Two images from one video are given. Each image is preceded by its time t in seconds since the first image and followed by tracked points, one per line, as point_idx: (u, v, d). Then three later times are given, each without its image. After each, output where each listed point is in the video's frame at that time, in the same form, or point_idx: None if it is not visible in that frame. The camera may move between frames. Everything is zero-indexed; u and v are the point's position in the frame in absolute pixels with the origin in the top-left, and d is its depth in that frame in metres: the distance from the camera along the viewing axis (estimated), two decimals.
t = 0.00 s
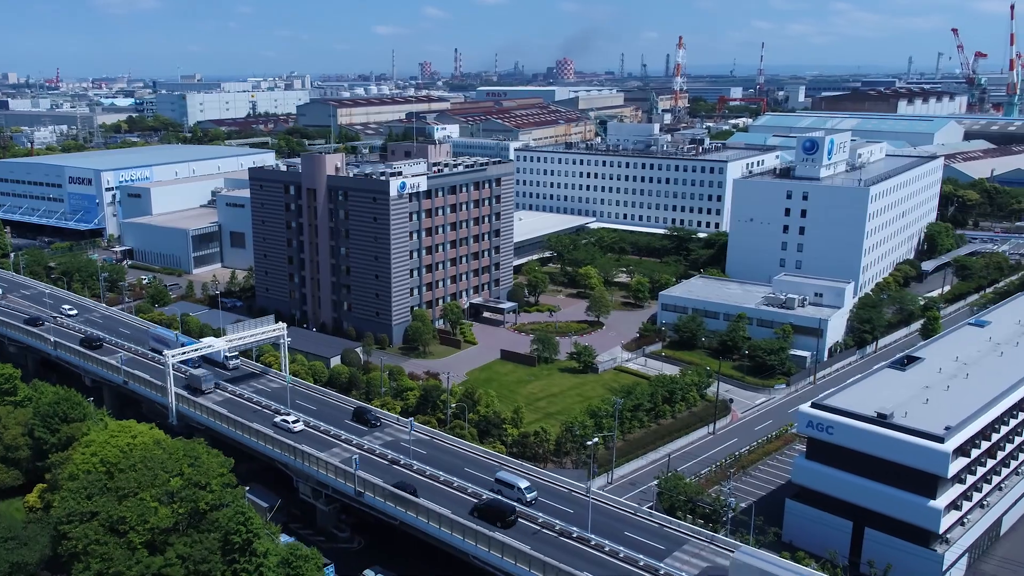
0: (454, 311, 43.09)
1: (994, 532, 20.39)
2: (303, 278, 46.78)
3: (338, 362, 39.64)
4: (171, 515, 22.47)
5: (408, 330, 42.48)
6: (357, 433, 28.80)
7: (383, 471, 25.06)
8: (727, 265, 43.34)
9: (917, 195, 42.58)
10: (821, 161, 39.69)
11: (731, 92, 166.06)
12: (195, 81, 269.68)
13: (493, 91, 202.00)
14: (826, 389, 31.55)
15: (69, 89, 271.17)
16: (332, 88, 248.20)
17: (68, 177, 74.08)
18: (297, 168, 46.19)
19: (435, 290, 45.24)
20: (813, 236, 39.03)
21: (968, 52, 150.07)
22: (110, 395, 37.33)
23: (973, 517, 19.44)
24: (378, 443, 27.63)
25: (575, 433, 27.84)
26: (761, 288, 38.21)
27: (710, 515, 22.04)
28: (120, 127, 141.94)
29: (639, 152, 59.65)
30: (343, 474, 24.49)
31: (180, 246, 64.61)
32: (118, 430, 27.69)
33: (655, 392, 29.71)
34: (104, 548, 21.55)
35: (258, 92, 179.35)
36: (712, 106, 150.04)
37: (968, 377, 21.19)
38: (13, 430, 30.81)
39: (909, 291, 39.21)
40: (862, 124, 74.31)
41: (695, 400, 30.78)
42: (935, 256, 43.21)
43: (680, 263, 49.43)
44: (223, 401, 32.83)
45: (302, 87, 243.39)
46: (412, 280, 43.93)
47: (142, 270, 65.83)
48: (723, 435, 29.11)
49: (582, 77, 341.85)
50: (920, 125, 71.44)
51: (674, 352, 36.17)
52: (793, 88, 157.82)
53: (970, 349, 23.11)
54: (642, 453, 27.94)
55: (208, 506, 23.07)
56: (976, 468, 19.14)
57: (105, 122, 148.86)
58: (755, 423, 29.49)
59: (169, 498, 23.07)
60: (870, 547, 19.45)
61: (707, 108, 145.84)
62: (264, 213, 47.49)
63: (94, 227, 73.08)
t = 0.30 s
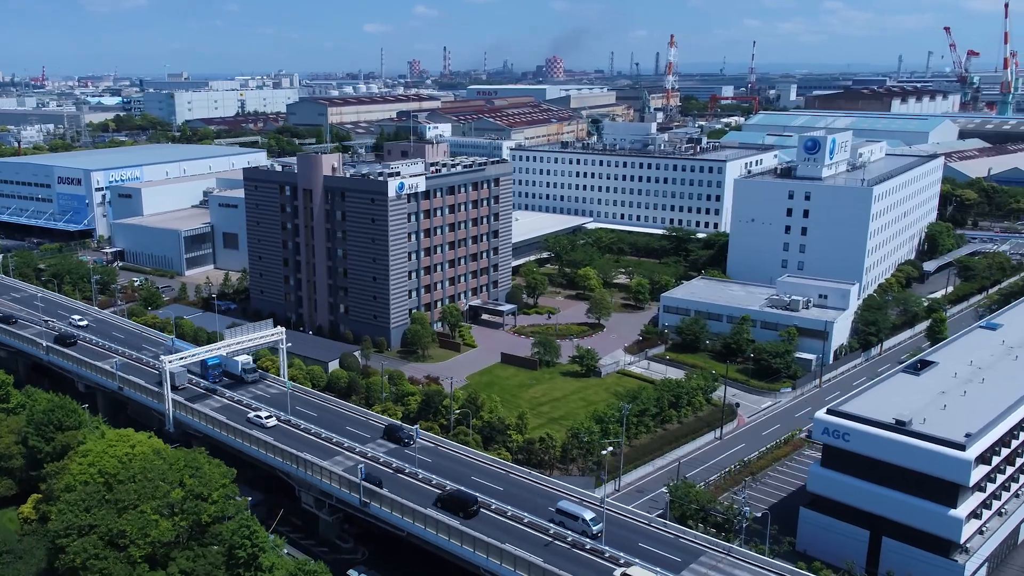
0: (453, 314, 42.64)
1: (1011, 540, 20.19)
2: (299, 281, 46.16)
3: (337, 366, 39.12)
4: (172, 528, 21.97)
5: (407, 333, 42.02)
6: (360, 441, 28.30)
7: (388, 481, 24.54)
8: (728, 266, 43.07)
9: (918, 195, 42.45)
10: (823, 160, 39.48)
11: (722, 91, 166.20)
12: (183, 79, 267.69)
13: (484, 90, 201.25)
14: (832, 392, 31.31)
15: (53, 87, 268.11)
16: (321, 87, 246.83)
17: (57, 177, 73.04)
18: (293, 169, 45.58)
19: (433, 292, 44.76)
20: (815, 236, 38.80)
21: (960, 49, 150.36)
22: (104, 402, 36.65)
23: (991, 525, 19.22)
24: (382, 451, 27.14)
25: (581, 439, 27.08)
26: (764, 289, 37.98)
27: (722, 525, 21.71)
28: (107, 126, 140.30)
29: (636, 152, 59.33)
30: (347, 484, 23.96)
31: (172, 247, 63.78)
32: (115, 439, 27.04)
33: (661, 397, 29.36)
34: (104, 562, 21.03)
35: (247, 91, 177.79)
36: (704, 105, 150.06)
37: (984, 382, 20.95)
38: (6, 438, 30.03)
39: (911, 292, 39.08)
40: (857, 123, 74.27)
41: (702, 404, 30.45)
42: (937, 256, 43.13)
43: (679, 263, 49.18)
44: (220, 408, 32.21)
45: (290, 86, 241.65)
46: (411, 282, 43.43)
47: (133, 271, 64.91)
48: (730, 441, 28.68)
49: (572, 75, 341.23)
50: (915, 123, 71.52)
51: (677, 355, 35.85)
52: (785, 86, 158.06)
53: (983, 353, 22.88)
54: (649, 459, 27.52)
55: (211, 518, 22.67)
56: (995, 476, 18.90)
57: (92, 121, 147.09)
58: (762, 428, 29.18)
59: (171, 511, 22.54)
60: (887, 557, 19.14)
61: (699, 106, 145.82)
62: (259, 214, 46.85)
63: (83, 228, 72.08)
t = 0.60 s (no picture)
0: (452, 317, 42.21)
1: None
2: (294, 283, 45.56)
3: (335, 371, 38.58)
4: (173, 542, 21.45)
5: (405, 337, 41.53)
6: (364, 449, 27.81)
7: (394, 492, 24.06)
8: (728, 267, 42.82)
9: (919, 196, 42.33)
10: (824, 160, 39.31)
11: (714, 90, 166.24)
12: (170, 79, 265.72)
13: (474, 89, 200.59)
14: (838, 396, 31.12)
15: (38, 86, 265.31)
16: (310, 86, 245.45)
17: (46, 177, 72.00)
18: (289, 170, 44.97)
19: (431, 295, 44.28)
20: (817, 238, 38.60)
21: (950, 48, 151.10)
22: (97, 408, 35.93)
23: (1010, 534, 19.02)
24: (386, 459, 26.68)
25: (588, 446, 26.77)
26: (766, 292, 37.76)
27: (735, 534, 21.38)
28: (94, 125, 138.69)
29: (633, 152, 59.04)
30: (352, 494, 23.47)
31: (163, 249, 62.91)
32: (114, 449, 26.38)
33: (667, 402, 29.03)
34: None
35: (235, 90, 176.29)
36: (695, 104, 150.19)
37: (1000, 388, 20.72)
38: None
39: (913, 293, 39.00)
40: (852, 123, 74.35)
41: (707, 409, 30.16)
42: (938, 258, 43.10)
43: (678, 265, 48.96)
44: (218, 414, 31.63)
45: (279, 85, 240.09)
46: (409, 285, 42.95)
47: (124, 274, 64.01)
48: (737, 446, 28.41)
49: (561, 74, 341.05)
50: (909, 123, 71.67)
51: (680, 358, 35.56)
52: (776, 85, 158.38)
53: (997, 357, 22.68)
54: (655, 466, 27.15)
55: (213, 532, 22.08)
56: (1015, 485, 18.67)
57: (78, 121, 145.42)
58: (769, 433, 28.93)
59: (172, 524, 22.01)
60: (905, 565, 18.89)
61: (691, 106, 146.04)
62: (254, 216, 46.23)
63: (72, 229, 71.05)
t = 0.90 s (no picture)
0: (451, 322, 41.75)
1: None
2: (289, 289, 44.97)
3: (333, 378, 38.05)
4: (175, 560, 20.93)
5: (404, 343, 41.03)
6: (367, 460, 27.32)
7: (401, 505, 23.60)
8: (727, 271, 42.59)
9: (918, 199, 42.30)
10: (825, 163, 39.18)
11: (704, 92, 166.55)
12: (156, 81, 263.59)
13: (463, 91, 200.15)
14: (844, 403, 30.97)
15: (22, 87, 262.59)
16: (297, 88, 244.13)
17: (34, 180, 71.02)
18: (284, 173, 44.40)
19: (429, 300, 43.82)
20: (818, 241, 38.46)
21: (939, 50, 151.91)
22: (91, 418, 35.23)
23: None
24: (390, 471, 26.20)
25: (595, 455, 26.31)
26: (768, 296, 37.57)
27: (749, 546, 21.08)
28: (80, 127, 137.13)
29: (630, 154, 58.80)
30: (359, 508, 22.99)
31: (155, 253, 62.10)
32: (112, 462, 25.81)
33: (673, 409, 28.72)
34: None
35: (223, 92, 174.93)
36: (686, 106, 150.56)
37: (1016, 396, 20.55)
38: None
39: (914, 297, 38.93)
40: (846, 124, 74.55)
41: (713, 416, 29.89)
42: (937, 262, 43.13)
43: (677, 269, 48.75)
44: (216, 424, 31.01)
45: (267, 87, 238.78)
46: (407, 290, 42.47)
47: (115, 278, 63.14)
48: (744, 454, 28.13)
49: (550, 76, 341.05)
50: (902, 124, 71.94)
51: (683, 364, 35.30)
52: (765, 88, 158.99)
53: (1011, 364, 22.52)
54: (662, 475, 26.81)
55: (216, 548, 21.63)
56: None
57: (64, 122, 143.82)
58: (776, 440, 28.67)
59: (173, 541, 21.50)
60: None
61: (681, 107, 146.30)
62: (249, 220, 45.63)
63: (61, 233, 70.08)
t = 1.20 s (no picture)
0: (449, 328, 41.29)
1: None
2: (285, 294, 44.37)
3: (331, 385, 37.47)
4: None
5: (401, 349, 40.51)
6: (371, 470, 26.81)
7: (408, 518, 23.14)
8: (727, 275, 42.37)
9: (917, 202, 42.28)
10: (826, 166, 39.01)
11: (694, 93, 166.93)
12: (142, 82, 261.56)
13: (452, 93, 199.57)
14: (850, 409, 30.80)
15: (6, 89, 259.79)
16: (285, 89, 242.78)
17: (22, 184, 70.01)
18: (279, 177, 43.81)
19: (427, 305, 43.34)
20: (819, 245, 38.33)
21: (929, 52, 152.55)
22: (84, 427, 34.52)
23: None
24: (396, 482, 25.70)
25: (602, 464, 25.89)
26: (770, 301, 37.38)
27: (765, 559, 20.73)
28: (65, 129, 135.60)
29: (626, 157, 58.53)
30: (365, 522, 22.48)
31: (145, 258, 61.24)
32: (110, 475, 25.20)
33: (679, 416, 28.43)
34: None
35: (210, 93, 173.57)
36: (676, 108, 150.87)
37: None
38: None
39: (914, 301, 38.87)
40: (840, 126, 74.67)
41: (719, 423, 29.62)
42: (936, 267, 43.17)
43: (676, 272, 48.56)
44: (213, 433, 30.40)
45: (255, 88, 237.44)
46: (404, 295, 41.99)
47: (104, 283, 62.20)
48: (751, 462, 27.85)
49: (538, 77, 341.67)
50: (895, 126, 72.16)
51: (685, 370, 35.04)
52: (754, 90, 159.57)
53: None
54: (670, 484, 26.49)
55: (220, 564, 21.11)
56: None
57: (49, 124, 142.16)
58: (783, 448, 28.41)
59: (176, 557, 20.95)
60: None
61: (672, 109, 146.46)
62: (243, 225, 45.00)
63: (49, 237, 69.07)
